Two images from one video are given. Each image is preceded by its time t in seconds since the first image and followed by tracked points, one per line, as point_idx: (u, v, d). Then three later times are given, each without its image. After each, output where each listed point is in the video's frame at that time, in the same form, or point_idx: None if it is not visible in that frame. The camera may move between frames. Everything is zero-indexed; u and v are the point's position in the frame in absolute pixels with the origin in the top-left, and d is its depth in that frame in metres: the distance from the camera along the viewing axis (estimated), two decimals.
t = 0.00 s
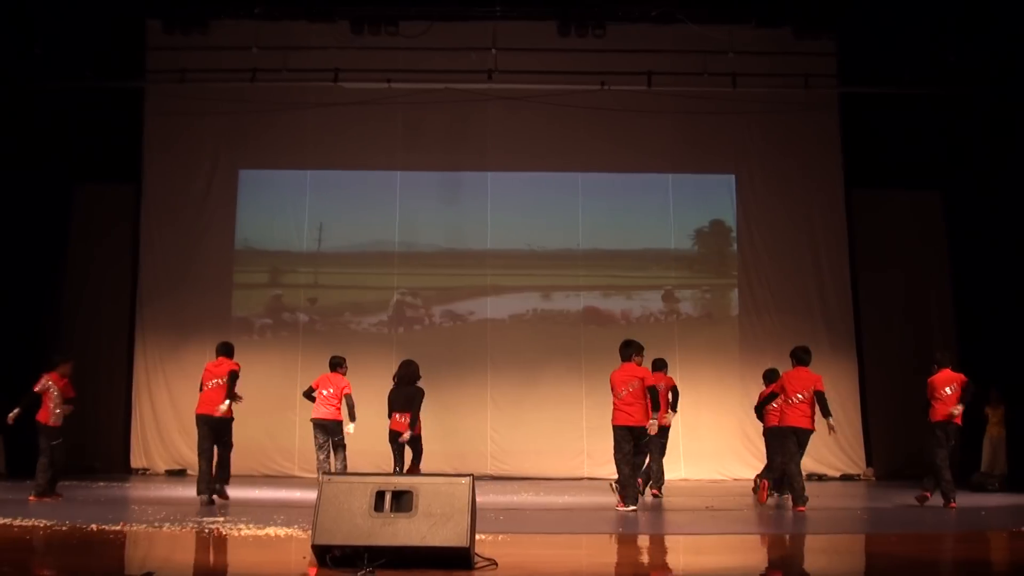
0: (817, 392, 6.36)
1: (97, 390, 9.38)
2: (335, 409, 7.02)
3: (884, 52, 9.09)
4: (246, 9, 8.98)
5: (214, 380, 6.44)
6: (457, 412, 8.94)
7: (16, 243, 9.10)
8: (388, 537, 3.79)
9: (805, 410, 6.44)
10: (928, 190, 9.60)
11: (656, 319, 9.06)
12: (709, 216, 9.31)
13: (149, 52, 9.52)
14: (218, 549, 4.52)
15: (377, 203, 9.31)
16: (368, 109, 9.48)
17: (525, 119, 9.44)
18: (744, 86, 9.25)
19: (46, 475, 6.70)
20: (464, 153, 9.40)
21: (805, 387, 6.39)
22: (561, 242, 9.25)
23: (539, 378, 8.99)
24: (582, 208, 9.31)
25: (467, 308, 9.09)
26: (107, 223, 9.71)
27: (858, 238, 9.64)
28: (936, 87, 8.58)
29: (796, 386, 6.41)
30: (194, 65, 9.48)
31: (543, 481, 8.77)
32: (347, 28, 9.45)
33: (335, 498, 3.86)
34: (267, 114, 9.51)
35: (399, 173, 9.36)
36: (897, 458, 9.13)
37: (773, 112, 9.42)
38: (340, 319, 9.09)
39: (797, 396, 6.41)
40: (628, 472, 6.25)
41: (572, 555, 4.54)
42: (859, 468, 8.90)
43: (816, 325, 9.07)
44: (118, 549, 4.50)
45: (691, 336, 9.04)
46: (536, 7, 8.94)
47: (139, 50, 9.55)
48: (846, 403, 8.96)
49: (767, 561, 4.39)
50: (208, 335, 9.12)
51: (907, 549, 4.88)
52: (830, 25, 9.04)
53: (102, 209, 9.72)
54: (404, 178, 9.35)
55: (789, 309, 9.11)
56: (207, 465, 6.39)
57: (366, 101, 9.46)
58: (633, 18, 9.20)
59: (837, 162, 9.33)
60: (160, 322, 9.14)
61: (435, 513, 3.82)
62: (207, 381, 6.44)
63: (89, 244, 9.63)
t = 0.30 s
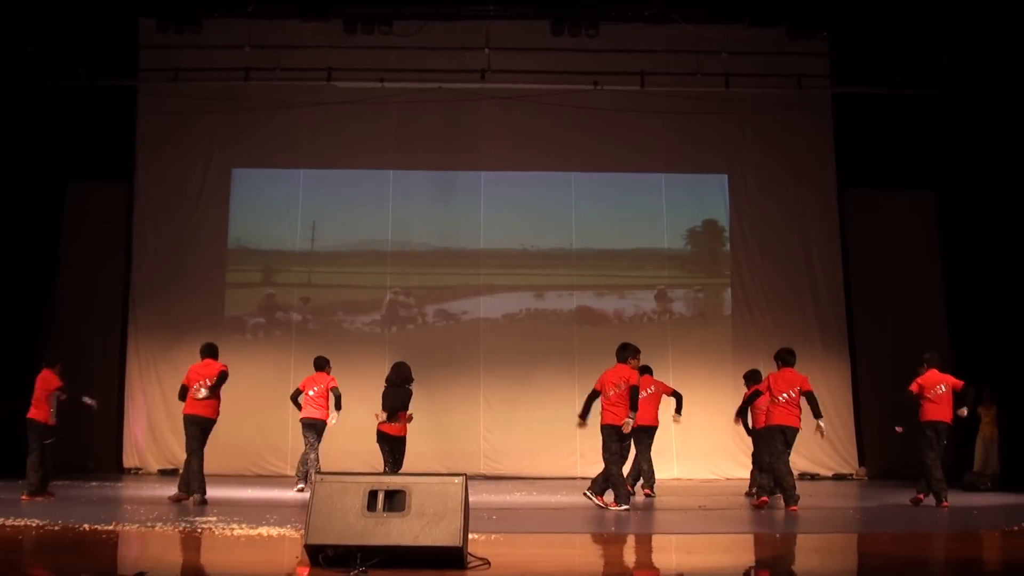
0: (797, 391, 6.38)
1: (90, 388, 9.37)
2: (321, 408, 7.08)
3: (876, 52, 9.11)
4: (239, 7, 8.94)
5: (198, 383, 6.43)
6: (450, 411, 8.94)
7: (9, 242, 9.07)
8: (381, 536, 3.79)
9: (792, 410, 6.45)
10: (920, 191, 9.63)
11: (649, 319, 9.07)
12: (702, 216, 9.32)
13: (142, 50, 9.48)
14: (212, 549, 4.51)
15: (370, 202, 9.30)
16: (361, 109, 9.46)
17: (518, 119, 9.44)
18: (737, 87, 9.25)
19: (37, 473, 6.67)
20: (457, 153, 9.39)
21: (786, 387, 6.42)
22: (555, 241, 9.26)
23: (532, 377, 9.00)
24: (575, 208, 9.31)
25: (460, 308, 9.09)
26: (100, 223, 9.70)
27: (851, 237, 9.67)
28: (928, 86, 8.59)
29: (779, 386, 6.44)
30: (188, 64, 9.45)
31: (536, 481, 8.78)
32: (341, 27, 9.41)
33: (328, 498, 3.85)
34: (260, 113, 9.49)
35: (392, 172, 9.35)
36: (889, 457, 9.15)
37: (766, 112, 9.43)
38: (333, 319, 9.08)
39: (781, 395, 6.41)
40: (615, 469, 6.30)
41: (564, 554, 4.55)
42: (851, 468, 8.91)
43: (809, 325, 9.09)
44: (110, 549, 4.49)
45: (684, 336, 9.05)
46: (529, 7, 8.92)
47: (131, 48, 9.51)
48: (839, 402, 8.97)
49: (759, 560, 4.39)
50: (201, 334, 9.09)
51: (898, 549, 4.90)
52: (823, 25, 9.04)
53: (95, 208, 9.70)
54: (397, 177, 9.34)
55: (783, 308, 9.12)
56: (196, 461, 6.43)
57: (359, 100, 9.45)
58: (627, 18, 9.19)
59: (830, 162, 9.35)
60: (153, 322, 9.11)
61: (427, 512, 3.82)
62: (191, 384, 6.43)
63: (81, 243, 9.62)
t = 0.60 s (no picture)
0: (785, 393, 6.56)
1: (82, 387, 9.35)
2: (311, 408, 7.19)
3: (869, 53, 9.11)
4: (232, 6, 8.91)
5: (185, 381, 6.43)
6: (443, 411, 8.94)
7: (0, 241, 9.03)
8: (373, 535, 3.79)
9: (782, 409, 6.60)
10: (912, 190, 9.65)
11: (642, 318, 9.08)
12: (695, 216, 9.32)
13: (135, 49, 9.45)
14: (204, 549, 4.49)
15: (364, 201, 9.29)
16: (354, 108, 9.45)
17: (512, 118, 9.44)
18: (730, 87, 9.25)
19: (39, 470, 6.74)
20: (451, 152, 9.38)
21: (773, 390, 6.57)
22: (547, 240, 9.26)
23: (525, 377, 9.00)
24: (569, 208, 9.31)
25: (453, 307, 9.09)
26: (92, 222, 9.68)
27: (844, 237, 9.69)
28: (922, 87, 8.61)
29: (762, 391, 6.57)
30: (180, 63, 9.42)
31: (529, 480, 8.78)
32: (334, 26, 9.37)
33: (320, 498, 3.86)
34: (253, 112, 9.47)
35: (386, 172, 9.34)
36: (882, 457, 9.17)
37: (759, 112, 9.45)
38: (326, 318, 9.07)
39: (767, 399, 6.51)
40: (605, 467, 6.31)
41: (557, 554, 4.55)
42: (844, 467, 8.93)
43: (802, 325, 9.10)
44: (102, 549, 4.47)
45: (677, 335, 9.06)
46: (523, 6, 8.90)
47: (124, 47, 9.48)
48: (831, 401, 8.99)
49: (751, 560, 4.39)
50: (193, 334, 9.07)
51: (891, 548, 4.92)
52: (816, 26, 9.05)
53: (88, 208, 9.68)
54: (390, 177, 9.33)
55: (776, 308, 9.13)
56: (188, 460, 6.46)
57: (352, 99, 9.43)
58: (620, 18, 9.17)
59: (823, 163, 9.36)
60: (145, 321, 9.09)
61: (421, 511, 3.82)
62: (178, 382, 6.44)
63: (74, 242, 9.61)
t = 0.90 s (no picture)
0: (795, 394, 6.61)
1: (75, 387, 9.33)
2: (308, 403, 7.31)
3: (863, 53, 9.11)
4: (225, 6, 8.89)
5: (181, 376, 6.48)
6: (436, 411, 8.93)
7: None
8: (367, 535, 3.81)
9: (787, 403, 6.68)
10: (906, 190, 9.68)
11: (636, 318, 9.08)
12: (689, 216, 9.32)
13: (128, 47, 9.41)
14: (197, 549, 4.48)
15: (358, 202, 9.28)
16: (348, 107, 9.43)
17: (506, 118, 9.43)
18: (724, 87, 9.24)
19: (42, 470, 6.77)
20: (445, 152, 9.37)
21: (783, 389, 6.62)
22: (541, 240, 9.26)
23: (520, 377, 9.00)
24: (563, 208, 9.32)
25: (447, 307, 9.08)
26: (85, 221, 9.65)
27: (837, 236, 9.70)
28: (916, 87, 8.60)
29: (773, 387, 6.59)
30: (174, 62, 9.39)
31: (522, 480, 8.78)
32: (327, 25, 9.34)
33: (313, 498, 3.85)
34: (246, 111, 9.44)
35: (380, 171, 9.32)
36: (876, 457, 9.19)
37: (753, 112, 9.45)
38: (320, 318, 9.06)
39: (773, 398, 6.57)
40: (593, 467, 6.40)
41: (551, 554, 4.55)
42: (838, 467, 8.94)
43: (795, 325, 9.11)
44: (96, 549, 4.46)
45: (671, 336, 9.06)
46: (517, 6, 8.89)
47: (118, 45, 9.44)
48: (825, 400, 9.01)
49: (744, 560, 4.39)
50: (187, 334, 9.05)
51: (883, 548, 4.94)
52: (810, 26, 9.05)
53: (81, 207, 9.66)
54: (385, 176, 9.32)
55: (769, 308, 9.14)
56: (189, 462, 6.51)
57: (345, 99, 9.41)
58: (614, 18, 9.15)
59: (818, 163, 9.36)
60: (139, 320, 9.07)
61: (414, 512, 3.82)
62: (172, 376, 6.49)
63: (68, 241, 9.60)
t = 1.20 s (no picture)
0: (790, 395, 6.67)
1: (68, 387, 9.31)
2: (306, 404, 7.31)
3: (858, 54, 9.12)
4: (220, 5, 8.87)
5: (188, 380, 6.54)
6: (430, 412, 8.93)
7: None
8: (361, 536, 3.80)
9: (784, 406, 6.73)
10: (900, 190, 9.69)
11: (630, 318, 9.08)
12: (683, 216, 9.32)
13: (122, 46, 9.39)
14: (191, 550, 4.48)
15: (351, 202, 9.27)
16: (342, 107, 9.42)
17: (500, 118, 9.42)
18: (718, 87, 9.24)
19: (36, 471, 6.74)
20: (439, 152, 9.36)
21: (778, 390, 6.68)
22: (535, 241, 9.26)
23: (514, 378, 9.00)
24: (557, 208, 9.31)
25: (440, 307, 9.08)
26: (78, 220, 9.63)
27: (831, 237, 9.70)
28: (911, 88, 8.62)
29: (769, 387, 6.66)
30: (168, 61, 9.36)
31: (516, 480, 8.78)
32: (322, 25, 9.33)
33: (307, 497, 3.85)
34: (240, 110, 9.42)
35: (373, 171, 9.32)
36: (869, 456, 9.20)
37: (747, 113, 9.45)
38: (314, 318, 9.05)
39: (768, 397, 6.64)
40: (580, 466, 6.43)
41: (544, 553, 4.56)
42: (832, 467, 8.94)
43: (789, 325, 9.12)
44: (89, 549, 4.46)
45: (665, 336, 9.06)
46: (511, 6, 8.88)
47: (112, 44, 9.42)
48: (820, 401, 9.02)
49: (736, 560, 4.39)
50: (181, 335, 9.03)
51: (875, 548, 4.96)
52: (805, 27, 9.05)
53: (75, 206, 9.64)
54: (379, 177, 9.31)
55: (763, 308, 9.14)
56: (190, 464, 6.54)
57: (340, 98, 9.40)
58: (609, 18, 9.14)
59: (812, 163, 9.36)
60: (133, 320, 9.05)
61: (408, 511, 3.82)
62: (179, 382, 6.54)
63: (62, 241, 9.58)
